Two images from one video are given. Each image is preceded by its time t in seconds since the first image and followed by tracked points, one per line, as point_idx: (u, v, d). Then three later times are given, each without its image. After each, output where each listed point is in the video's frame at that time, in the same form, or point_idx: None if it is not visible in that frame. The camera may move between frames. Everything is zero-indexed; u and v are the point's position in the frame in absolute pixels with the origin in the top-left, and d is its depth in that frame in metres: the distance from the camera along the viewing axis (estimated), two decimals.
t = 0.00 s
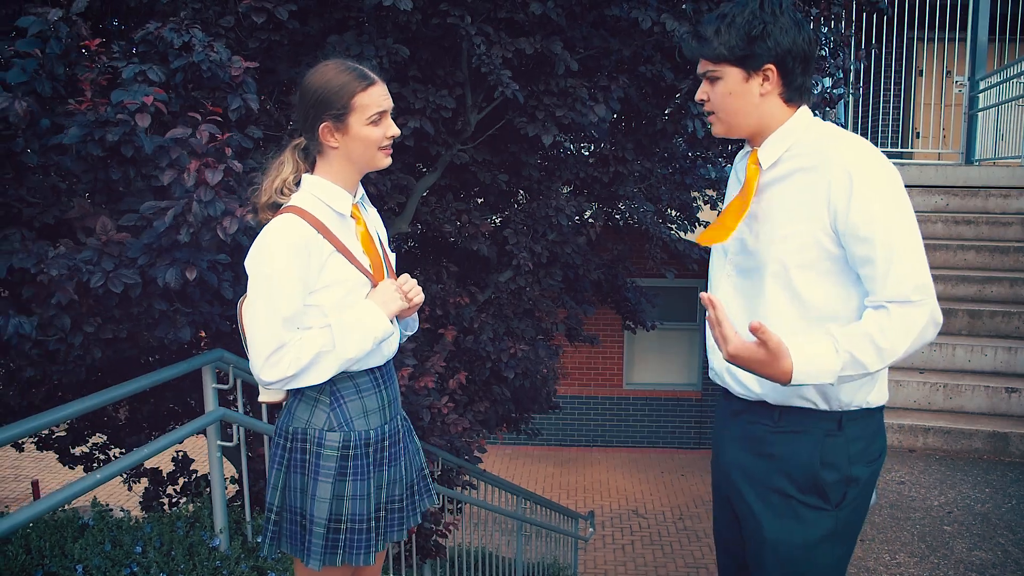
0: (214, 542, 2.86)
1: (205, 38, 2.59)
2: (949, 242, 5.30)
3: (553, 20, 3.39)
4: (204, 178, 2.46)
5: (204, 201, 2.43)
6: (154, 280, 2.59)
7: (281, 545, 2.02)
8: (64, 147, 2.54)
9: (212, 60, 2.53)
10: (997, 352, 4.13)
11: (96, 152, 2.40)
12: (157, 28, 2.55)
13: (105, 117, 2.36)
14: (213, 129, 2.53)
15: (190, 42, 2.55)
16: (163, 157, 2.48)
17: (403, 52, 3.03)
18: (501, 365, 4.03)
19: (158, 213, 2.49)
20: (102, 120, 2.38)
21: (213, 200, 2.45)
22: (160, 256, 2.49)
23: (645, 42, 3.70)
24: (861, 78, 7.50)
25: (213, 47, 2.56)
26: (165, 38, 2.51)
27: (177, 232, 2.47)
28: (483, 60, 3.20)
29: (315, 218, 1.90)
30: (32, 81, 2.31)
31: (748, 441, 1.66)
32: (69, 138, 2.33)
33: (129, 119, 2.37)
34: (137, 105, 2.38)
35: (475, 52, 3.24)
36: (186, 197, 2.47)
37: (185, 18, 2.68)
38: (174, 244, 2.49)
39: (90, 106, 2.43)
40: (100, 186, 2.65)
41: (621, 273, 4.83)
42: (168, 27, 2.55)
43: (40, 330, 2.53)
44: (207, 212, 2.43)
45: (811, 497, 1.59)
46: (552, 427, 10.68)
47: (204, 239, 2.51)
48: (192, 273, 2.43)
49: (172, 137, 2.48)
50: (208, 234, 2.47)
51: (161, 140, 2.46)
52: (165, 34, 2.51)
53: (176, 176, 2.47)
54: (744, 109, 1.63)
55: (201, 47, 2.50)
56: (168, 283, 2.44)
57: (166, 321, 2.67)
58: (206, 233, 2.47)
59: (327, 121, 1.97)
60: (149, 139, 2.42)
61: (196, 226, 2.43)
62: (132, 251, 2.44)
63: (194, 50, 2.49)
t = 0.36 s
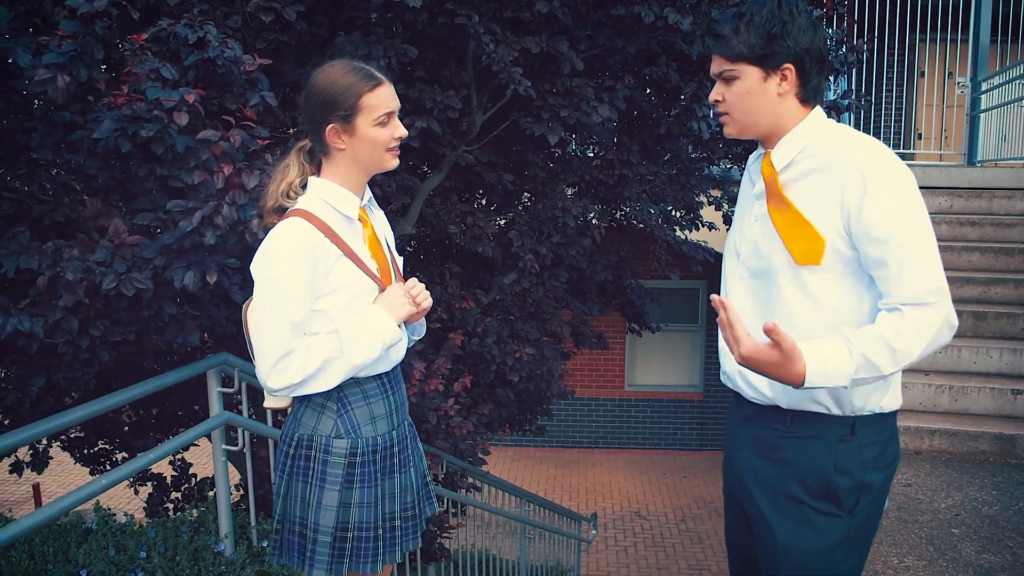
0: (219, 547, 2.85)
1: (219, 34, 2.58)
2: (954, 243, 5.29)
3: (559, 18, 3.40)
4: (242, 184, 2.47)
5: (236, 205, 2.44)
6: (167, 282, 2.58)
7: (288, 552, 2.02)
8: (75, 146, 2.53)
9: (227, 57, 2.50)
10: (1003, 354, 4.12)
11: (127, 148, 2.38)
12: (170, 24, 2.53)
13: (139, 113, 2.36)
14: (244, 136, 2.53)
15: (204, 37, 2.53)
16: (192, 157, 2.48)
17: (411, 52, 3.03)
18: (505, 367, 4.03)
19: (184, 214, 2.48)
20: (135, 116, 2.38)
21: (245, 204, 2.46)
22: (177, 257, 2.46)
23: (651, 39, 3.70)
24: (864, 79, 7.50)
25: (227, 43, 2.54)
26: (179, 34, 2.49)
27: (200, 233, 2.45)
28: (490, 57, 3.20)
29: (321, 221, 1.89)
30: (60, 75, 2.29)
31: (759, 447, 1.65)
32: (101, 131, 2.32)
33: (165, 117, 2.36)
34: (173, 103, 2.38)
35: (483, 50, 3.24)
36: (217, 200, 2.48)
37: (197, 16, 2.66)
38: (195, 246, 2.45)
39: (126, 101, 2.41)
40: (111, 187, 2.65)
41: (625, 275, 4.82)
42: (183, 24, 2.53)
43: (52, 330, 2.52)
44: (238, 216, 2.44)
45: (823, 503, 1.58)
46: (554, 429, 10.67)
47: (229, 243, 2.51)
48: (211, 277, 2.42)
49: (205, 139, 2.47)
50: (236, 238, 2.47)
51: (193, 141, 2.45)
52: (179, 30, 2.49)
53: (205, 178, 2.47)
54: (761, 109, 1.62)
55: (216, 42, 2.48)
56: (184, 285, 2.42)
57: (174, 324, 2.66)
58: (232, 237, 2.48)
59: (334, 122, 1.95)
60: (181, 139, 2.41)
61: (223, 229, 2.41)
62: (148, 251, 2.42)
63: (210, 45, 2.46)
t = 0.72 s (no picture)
0: (205, 552, 2.79)
1: (215, 35, 2.54)
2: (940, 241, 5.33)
3: (552, 14, 3.38)
4: (231, 186, 2.43)
5: (225, 206, 2.41)
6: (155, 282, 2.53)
7: (279, 555, 1.98)
8: (61, 141, 2.48)
9: (222, 59, 2.47)
10: (990, 351, 4.15)
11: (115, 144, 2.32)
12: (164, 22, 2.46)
13: (131, 110, 2.29)
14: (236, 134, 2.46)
15: (201, 39, 2.48)
16: (184, 155, 2.42)
17: (402, 47, 2.99)
18: (494, 367, 4.00)
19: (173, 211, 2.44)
20: (127, 113, 2.31)
21: (235, 205, 2.45)
22: (164, 257, 2.40)
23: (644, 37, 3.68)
24: (849, 79, 7.54)
25: (223, 46, 2.51)
26: (175, 34, 2.42)
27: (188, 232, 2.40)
28: (482, 53, 3.18)
29: (310, 218, 1.84)
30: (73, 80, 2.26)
31: (762, 446, 1.64)
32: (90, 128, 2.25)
33: (159, 115, 2.30)
34: (166, 101, 2.32)
35: (475, 46, 3.21)
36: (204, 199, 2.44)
37: (187, 11, 2.61)
38: (183, 246, 2.39)
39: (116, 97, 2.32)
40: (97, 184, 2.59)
41: (614, 274, 4.81)
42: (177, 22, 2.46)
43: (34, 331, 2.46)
44: (227, 216, 2.41)
45: (829, 503, 1.57)
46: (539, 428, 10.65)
47: (217, 243, 2.48)
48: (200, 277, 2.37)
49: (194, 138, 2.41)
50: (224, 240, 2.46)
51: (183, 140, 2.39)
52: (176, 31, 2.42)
53: (196, 176, 2.42)
54: (769, 100, 1.61)
55: (213, 44, 2.45)
56: (172, 285, 2.37)
57: (162, 325, 2.61)
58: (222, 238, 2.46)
59: (325, 116, 1.91)
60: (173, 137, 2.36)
61: (211, 230, 2.36)
62: (135, 250, 2.37)
63: (207, 48, 2.43)
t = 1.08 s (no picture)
0: None
1: (166, 50, 2.44)
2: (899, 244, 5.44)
3: (519, 24, 3.34)
4: (177, 208, 2.33)
5: (172, 229, 2.31)
6: (107, 309, 2.42)
7: None
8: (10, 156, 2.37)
9: (174, 76, 2.38)
10: (950, 353, 4.24)
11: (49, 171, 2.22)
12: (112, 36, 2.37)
13: (61, 132, 2.18)
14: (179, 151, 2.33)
15: (150, 55, 2.38)
16: (125, 177, 2.30)
17: (367, 56, 2.92)
18: (460, 376, 3.95)
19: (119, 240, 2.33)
20: (57, 136, 2.20)
21: (182, 229, 2.34)
22: (116, 282, 2.32)
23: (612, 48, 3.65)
24: (809, 82, 7.65)
25: (175, 60, 2.41)
26: (122, 49, 2.32)
27: (137, 261, 2.29)
28: (448, 64, 3.14)
29: (272, 241, 1.81)
30: (10, 123, 2.20)
31: (740, 470, 1.64)
32: (19, 155, 2.15)
33: (89, 137, 2.20)
34: (98, 122, 2.22)
35: (440, 56, 3.17)
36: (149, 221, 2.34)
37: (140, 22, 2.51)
38: (134, 272, 2.31)
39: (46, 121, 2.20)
40: (49, 199, 2.49)
41: (580, 280, 4.80)
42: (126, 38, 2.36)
43: None
44: (174, 241, 2.31)
45: (809, 528, 1.57)
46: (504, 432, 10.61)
47: (168, 269, 2.39)
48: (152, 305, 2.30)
49: (134, 158, 2.29)
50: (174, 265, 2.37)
51: (121, 160, 2.28)
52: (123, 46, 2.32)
53: (137, 200, 2.30)
54: (746, 116, 1.59)
55: (162, 61, 2.35)
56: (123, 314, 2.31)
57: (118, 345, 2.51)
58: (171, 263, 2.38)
59: (286, 133, 1.85)
60: (109, 159, 2.25)
61: (159, 255, 2.28)
62: (84, 279, 2.28)
63: (157, 66, 2.33)
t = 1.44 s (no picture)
0: None
1: (78, 52, 2.24)
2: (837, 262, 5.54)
3: (462, 39, 3.25)
4: (95, 237, 2.09)
5: (90, 259, 2.07)
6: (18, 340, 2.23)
7: None
8: None
9: (87, 80, 2.17)
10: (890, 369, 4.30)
11: None
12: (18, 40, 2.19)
13: None
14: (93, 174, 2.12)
15: (59, 57, 2.19)
16: (33, 206, 2.09)
17: (303, 71, 2.77)
18: (401, 402, 3.79)
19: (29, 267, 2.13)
20: None
21: (101, 258, 2.10)
22: (27, 316, 2.14)
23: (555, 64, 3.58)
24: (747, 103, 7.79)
25: (88, 63, 2.22)
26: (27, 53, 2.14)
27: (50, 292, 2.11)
28: (387, 80, 3.01)
29: (202, 268, 1.65)
30: None
31: (705, 507, 1.56)
32: None
33: None
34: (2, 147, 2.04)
35: (380, 72, 3.04)
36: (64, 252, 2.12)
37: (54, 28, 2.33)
38: (46, 304, 2.14)
39: None
40: None
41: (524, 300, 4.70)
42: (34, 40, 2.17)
43: None
44: (91, 271, 2.07)
45: (780, 568, 1.50)
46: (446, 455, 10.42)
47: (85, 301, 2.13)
48: (68, 340, 2.09)
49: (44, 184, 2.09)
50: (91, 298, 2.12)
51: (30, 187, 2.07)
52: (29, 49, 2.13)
53: (48, 229, 2.09)
54: (709, 134, 1.53)
55: (74, 63, 2.15)
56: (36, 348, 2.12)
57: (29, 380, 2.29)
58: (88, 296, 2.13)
59: (217, 155, 1.70)
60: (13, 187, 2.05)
61: (75, 286, 2.07)
62: None
63: (65, 67, 2.13)
